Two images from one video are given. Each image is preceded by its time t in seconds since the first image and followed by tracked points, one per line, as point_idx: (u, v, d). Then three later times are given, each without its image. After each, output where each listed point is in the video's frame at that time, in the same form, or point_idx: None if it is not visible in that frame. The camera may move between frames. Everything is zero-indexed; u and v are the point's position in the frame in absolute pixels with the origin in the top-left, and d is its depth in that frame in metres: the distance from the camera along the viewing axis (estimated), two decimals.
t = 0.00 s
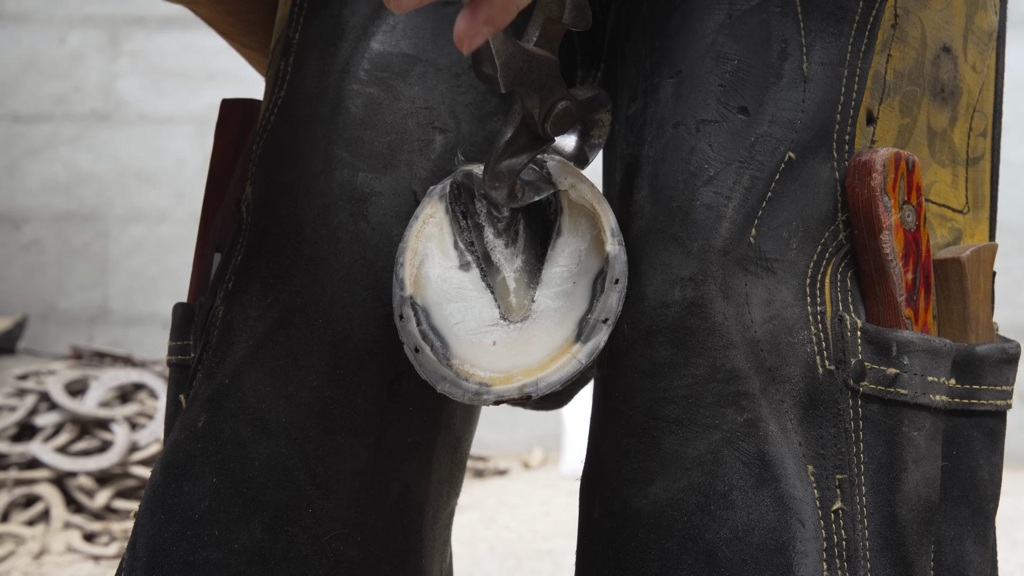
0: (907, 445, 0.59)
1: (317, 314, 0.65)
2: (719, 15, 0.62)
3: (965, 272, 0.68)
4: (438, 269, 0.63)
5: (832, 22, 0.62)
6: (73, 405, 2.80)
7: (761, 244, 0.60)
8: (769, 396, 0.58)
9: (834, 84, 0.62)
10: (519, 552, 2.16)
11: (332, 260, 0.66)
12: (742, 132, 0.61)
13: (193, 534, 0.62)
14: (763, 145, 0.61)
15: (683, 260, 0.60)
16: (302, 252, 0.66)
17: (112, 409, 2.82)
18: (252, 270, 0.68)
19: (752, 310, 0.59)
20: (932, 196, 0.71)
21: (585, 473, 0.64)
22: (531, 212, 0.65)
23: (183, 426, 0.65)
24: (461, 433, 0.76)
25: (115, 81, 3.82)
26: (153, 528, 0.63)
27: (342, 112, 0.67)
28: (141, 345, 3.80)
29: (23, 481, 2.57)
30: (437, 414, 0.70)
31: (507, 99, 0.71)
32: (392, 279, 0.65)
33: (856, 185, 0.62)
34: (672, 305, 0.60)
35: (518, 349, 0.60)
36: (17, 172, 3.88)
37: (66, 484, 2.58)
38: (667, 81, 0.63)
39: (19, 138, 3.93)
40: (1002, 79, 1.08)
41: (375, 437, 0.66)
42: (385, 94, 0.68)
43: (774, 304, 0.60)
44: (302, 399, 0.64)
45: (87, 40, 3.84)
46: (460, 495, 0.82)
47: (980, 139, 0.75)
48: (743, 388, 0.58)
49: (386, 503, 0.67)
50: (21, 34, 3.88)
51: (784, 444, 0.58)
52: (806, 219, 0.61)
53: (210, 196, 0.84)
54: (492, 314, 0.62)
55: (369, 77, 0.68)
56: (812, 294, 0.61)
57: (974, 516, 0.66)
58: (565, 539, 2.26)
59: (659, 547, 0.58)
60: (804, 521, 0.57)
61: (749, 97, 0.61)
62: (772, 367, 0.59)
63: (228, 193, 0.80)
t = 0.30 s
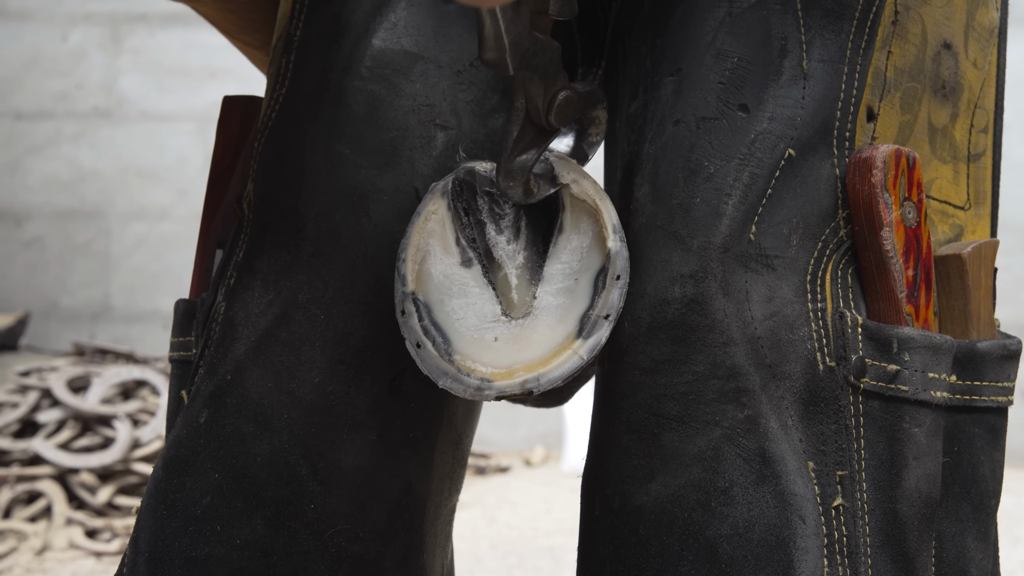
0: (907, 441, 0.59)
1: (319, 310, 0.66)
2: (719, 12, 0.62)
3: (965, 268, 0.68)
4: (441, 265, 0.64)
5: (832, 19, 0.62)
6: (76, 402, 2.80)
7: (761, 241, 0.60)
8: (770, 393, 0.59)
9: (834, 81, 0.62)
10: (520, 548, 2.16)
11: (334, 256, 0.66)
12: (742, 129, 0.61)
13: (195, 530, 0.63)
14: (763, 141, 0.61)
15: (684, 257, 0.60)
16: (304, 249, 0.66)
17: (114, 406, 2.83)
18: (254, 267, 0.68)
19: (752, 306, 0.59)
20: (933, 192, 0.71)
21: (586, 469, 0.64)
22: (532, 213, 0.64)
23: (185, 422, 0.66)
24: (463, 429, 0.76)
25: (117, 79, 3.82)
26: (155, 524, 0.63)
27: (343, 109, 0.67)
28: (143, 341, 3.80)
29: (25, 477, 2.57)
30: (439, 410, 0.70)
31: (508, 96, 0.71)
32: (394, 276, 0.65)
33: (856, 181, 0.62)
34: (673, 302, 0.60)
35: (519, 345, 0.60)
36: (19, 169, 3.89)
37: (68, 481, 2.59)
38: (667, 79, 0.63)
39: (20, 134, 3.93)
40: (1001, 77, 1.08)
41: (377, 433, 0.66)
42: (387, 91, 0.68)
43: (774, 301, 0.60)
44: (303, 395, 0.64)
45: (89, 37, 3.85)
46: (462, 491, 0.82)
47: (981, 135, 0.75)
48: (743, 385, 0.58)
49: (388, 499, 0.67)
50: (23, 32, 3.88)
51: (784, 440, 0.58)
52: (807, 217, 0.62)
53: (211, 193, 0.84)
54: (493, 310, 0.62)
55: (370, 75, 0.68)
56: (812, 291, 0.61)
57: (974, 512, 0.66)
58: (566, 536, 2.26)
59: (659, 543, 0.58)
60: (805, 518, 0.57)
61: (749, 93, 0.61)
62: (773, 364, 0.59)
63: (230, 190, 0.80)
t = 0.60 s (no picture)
0: (913, 438, 0.59)
1: (322, 306, 0.65)
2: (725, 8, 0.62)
3: (968, 263, 0.68)
4: (445, 261, 0.63)
5: (836, 16, 0.62)
6: (78, 399, 2.81)
7: (767, 237, 0.61)
8: (775, 388, 0.59)
9: (839, 77, 0.62)
10: (522, 546, 2.16)
11: (338, 252, 0.66)
12: (747, 125, 0.61)
13: (199, 524, 0.63)
14: (768, 138, 0.61)
15: (689, 253, 0.60)
16: (308, 244, 0.66)
17: (116, 403, 2.83)
18: (258, 263, 0.68)
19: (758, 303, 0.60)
20: (937, 190, 0.71)
21: (589, 465, 0.64)
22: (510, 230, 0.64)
23: (189, 417, 0.66)
24: (467, 426, 0.76)
25: (120, 76, 3.83)
26: (159, 518, 0.64)
27: (348, 105, 0.67)
28: (145, 338, 3.81)
29: (27, 474, 2.57)
30: (442, 406, 0.70)
31: (512, 93, 0.72)
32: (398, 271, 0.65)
33: (860, 177, 0.62)
34: (679, 297, 0.60)
35: (523, 340, 0.59)
36: (21, 166, 3.89)
37: (70, 478, 2.59)
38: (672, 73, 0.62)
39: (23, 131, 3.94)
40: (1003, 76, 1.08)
41: (380, 428, 0.66)
42: (391, 87, 0.68)
43: (779, 297, 0.60)
44: (306, 390, 0.64)
45: (92, 34, 3.85)
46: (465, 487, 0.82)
47: (984, 133, 0.75)
48: (749, 380, 0.59)
49: (391, 494, 0.67)
50: (26, 29, 3.88)
51: (789, 436, 0.58)
52: (811, 213, 0.62)
53: (216, 190, 0.84)
54: (497, 306, 0.61)
55: (375, 71, 0.68)
56: (816, 288, 0.61)
57: (977, 509, 0.66)
58: (568, 534, 2.27)
59: (664, 538, 0.58)
60: (809, 513, 0.57)
61: (754, 90, 0.61)
62: (778, 360, 0.60)
63: (234, 186, 0.81)
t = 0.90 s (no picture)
0: (913, 436, 0.60)
1: (323, 302, 0.66)
2: (727, 7, 0.62)
3: (967, 266, 0.68)
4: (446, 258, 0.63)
5: (839, 15, 0.62)
6: (79, 396, 2.81)
7: (767, 234, 0.61)
8: (776, 385, 0.59)
9: (841, 76, 0.62)
10: (522, 544, 2.16)
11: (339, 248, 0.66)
12: (750, 123, 0.61)
13: (198, 519, 0.62)
14: (770, 135, 0.61)
15: (690, 249, 0.60)
16: (309, 240, 0.67)
17: (116, 400, 2.83)
18: (259, 259, 0.68)
19: (759, 299, 0.60)
20: (936, 191, 0.71)
21: (590, 461, 0.64)
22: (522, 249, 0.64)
23: (188, 413, 0.65)
24: (466, 424, 0.75)
25: (121, 73, 3.83)
26: (157, 514, 0.63)
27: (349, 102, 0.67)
28: (145, 335, 3.81)
29: (27, 471, 2.57)
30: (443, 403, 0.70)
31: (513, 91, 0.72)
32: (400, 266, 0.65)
33: (861, 176, 0.62)
34: (680, 293, 0.60)
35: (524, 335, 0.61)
36: (22, 163, 3.89)
37: (70, 475, 2.59)
38: (674, 72, 0.63)
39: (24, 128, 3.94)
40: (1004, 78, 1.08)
41: (380, 424, 0.66)
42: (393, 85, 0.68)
43: (780, 294, 0.60)
44: (308, 385, 0.65)
45: (93, 31, 3.85)
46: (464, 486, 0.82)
47: (983, 135, 0.75)
48: (750, 376, 0.59)
49: (390, 491, 0.66)
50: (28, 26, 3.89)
51: (789, 432, 0.58)
52: (812, 211, 0.62)
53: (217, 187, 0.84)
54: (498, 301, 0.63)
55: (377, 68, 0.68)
56: (817, 285, 0.62)
57: (976, 508, 0.66)
58: (568, 532, 2.27)
59: (664, 534, 0.57)
60: (810, 509, 0.57)
61: (757, 88, 0.61)
62: (779, 356, 0.60)
63: (236, 183, 0.81)
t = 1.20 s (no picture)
0: (911, 436, 0.60)
1: (324, 303, 0.66)
2: (727, 8, 0.62)
3: (966, 265, 0.68)
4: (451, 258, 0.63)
5: (839, 18, 0.62)
6: (80, 395, 2.81)
7: (767, 234, 0.61)
8: (776, 385, 0.59)
9: (841, 78, 0.62)
10: (523, 544, 2.16)
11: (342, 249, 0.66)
12: (750, 124, 0.61)
13: (200, 520, 0.62)
14: (770, 136, 0.61)
15: (691, 250, 0.60)
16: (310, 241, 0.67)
17: (117, 399, 2.83)
18: (260, 260, 0.68)
19: (759, 300, 0.60)
20: (934, 193, 0.71)
21: (591, 462, 0.65)
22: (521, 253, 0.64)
23: (188, 414, 0.66)
24: (466, 424, 0.75)
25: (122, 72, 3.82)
26: (159, 515, 0.63)
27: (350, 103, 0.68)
28: (146, 335, 3.81)
29: (27, 470, 2.57)
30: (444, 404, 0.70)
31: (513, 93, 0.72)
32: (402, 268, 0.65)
33: (860, 177, 0.62)
34: (680, 294, 0.60)
35: (526, 338, 0.60)
36: (24, 162, 3.89)
37: (71, 474, 2.59)
38: (674, 74, 0.63)
39: (25, 127, 3.94)
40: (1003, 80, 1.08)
41: (381, 425, 0.66)
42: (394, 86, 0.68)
43: (780, 295, 0.61)
44: (308, 386, 0.65)
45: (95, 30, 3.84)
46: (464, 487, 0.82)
47: (981, 138, 0.75)
48: (750, 376, 0.59)
49: (392, 491, 0.66)
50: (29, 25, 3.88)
51: (789, 432, 0.59)
52: (812, 212, 0.62)
53: (218, 188, 0.84)
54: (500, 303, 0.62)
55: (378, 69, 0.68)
56: (816, 286, 0.62)
57: (975, 509, 0.66)
58: (568, 531, 2.27)
59: (665, 534, 0.58)
60: (810, 509, 0.57)
61: (757, 89, 0.61)
62: (778, 357, 0.60)
63: (238, 184, 0.81)
